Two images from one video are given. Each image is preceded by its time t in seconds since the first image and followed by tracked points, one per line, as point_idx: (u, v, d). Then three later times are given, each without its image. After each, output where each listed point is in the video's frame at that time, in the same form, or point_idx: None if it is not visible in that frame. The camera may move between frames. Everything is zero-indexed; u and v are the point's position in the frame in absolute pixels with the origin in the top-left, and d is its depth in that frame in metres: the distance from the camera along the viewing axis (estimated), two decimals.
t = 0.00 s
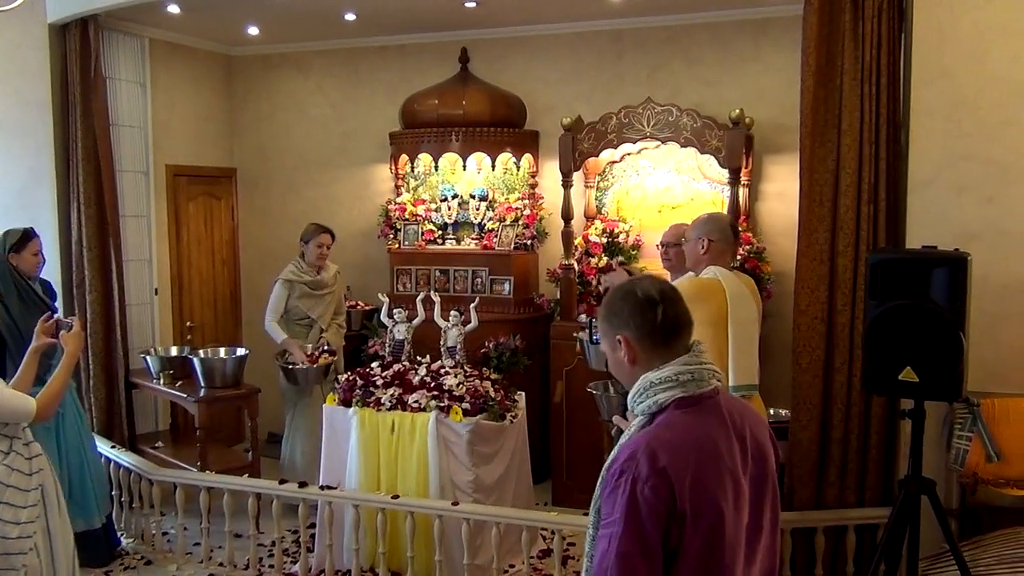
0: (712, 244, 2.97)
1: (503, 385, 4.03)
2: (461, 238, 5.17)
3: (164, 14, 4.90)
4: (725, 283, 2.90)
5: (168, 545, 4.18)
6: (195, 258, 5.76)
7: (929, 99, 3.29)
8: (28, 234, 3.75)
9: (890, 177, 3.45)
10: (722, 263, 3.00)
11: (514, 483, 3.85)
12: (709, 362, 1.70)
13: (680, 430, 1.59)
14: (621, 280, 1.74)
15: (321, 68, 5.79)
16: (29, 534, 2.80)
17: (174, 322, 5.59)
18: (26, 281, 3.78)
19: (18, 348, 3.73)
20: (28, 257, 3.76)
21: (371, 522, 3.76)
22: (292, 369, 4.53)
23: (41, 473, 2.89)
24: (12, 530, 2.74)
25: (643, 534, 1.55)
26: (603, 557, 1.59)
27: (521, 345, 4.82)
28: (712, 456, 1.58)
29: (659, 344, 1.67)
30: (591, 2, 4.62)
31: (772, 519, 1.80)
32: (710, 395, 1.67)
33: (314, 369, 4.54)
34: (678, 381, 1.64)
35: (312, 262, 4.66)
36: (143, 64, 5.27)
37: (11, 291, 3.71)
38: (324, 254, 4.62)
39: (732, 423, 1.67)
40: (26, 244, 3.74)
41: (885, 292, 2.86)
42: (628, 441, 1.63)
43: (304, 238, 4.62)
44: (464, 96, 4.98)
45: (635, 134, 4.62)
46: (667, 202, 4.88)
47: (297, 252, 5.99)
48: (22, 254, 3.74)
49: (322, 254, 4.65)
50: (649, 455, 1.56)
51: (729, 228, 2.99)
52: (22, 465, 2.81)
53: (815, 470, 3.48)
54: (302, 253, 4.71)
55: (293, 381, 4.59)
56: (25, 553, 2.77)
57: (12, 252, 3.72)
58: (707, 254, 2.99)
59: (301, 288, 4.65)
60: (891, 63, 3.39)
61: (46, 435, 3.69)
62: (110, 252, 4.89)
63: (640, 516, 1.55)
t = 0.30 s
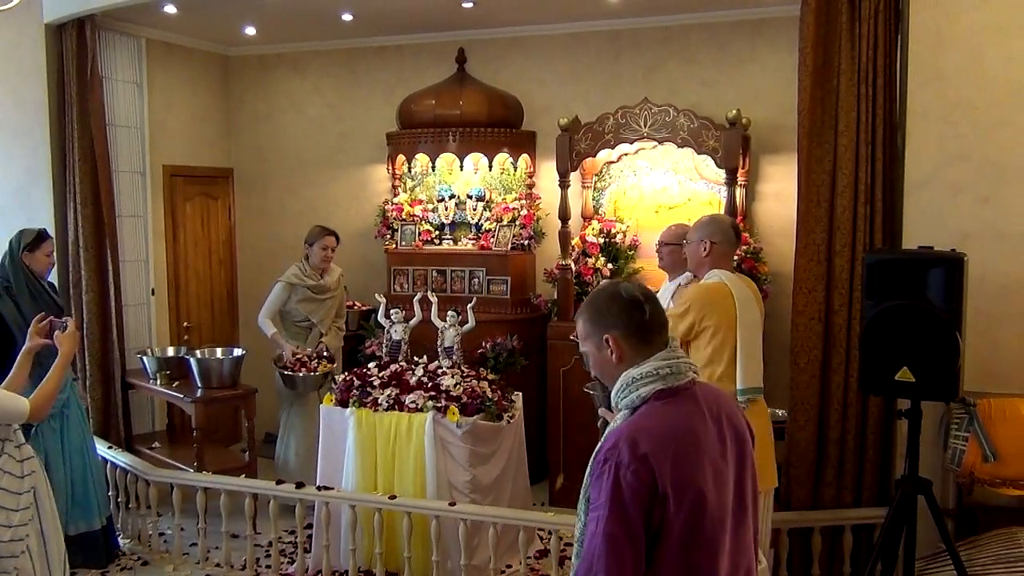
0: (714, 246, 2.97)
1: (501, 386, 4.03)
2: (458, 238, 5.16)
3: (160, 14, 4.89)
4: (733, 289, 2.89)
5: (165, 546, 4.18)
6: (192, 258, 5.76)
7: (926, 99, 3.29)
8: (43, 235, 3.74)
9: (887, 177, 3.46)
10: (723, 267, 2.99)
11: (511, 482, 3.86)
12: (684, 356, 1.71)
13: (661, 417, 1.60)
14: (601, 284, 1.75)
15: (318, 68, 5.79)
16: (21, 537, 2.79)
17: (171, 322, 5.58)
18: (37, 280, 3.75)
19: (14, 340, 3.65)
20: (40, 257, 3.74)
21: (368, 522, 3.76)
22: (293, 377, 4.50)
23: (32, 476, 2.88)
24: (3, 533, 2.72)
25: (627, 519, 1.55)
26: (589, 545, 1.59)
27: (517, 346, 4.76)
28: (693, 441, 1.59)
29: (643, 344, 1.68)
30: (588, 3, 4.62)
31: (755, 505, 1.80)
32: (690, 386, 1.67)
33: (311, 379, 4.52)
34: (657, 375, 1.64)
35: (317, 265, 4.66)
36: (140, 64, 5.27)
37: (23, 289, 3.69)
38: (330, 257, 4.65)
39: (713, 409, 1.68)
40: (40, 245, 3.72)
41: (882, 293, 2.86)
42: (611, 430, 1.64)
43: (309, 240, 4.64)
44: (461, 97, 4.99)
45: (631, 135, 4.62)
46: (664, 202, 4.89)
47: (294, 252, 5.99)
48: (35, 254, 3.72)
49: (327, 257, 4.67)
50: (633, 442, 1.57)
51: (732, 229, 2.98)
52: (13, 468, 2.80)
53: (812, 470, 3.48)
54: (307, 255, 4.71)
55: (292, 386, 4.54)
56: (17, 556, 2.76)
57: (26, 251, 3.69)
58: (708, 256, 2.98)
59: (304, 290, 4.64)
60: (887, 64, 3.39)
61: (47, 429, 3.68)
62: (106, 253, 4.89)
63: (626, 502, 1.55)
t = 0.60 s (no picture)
0: (698, 259, 2.97)
1: (498, 387, 4.03)
2: (455, 239, 5.17)
3: (157, 14, 4.89)
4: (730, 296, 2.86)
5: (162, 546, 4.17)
6: (188, 259, 5.75)
7: (922, 100, 3.30)
8: (51, 230, 3.72)
9: (884, 178, 3.46)
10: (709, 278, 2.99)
11: (508, 484, 3.85)
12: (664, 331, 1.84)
13: (651, 386, 1.72)
14: (590, 270, 1.86)
15: (315, 69, 5.78)
16: (17, 539, 2.78)
17: (168, 322, 5.58)
18: (50, 275, 3.74)
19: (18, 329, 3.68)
20: (51, 252, 3.72)
21: (365, 523, 3.75)
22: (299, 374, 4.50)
23: (29, 477, 2.87)
24: None
25: (625, 480, 1.67)
26: (590, 507, 1.70)
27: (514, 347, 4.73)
28: (680, 406, 1.72)
29: (632, 323, 1.80)
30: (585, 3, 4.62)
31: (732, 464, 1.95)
32: (671, 357, 1.80)
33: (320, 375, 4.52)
34: (643, 348, 1.76)
35: (317, 263, 4.66)
36: (137, 64, 5.26)
37: (37, 286, 3.68)
38: (329, 254, 4.64)
39: (692, 376, 1.81)
40: (49, 240, 3.71)
41: (879, 293, 2.87)
42: (604, 402, 1.75)
43: (308, 238, 4.63)
44: (458, 97, 4.98)
45: (629, 135, 4.63)
46: (661, 203, 4.89)
47: (290, 253, 5.99)
48: (46, 249, 3.70)
49: (327, 255, 4.66)
50: (626, 408, 1.69)
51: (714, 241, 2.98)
52: (9, 469, 2.79)
53: (809, 470, 3.49)
54: (307, 252, 4.69)
55: (297, 386, 4.56)
56: (13, 557, 2.75)
57: (36, 248, 3.68)
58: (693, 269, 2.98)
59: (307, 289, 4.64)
60: (884, 64, 3.39)
61: (54, 429, 3.77)
62: (103, 253, 4.88)
63: (625, 465, 1.67)
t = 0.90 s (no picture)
0: (696, 258, 2.95)
1: (496, 387, 4.03)
2: (453, 239, 5.19)
3: (155, 14, 4.89)
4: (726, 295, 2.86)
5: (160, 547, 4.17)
6: (187, 259, 5.74)
7: (921, 101, 3.30)
8: (61, 228, 3.69)
9: (882, 179, 3.46)
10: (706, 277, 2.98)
11: (506, 485, 3.84)
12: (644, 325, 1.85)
13: (636, 375, 1.72)
14: (574, 262, 1.85)
15: (314, 69, 5.78)
16: (17, 537, 2.78)
17: (166, 323, 5.57)
18: (64, 272, 3.73)
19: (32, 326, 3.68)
20: (64, 249, 3.69)
21: (363, 524, 3.74)
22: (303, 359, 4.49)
23: (27, 477, 2.87)
24: None
25: (612, 466, 1.66)
26: (576, 494, 1.67)
27: (513, 346, 4.78)
28: (664, 396, 1.73)
29: (616, 315, 1.80)
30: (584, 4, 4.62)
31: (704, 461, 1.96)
32: (651, 349, 1.82)
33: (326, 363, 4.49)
34: (627, 341, 1.77)
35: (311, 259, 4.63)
36: (135, 64, 5.25)
37: (53, 285, 3.69)
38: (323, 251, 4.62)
39: (674, 369, 1.82)
40: (60, 238, 3.68)
41: (877, 293, 2.86)
42: (592, 389, 1.74)
43: (302, 235, 4.62)
44: (457, 98, 4.98)
45: (627, 136, 4.65)
46: (659, 203, 4.89)
47: (289, 253, 5.99)
48: (59, 246, 3.68)
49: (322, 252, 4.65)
50: (616, 394, 1.69)
51: (712, 241, 2.97)
52: (8, 469, 2.79)
53: (807, 470, 3.48)
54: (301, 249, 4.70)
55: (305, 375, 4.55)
56: (12, 557, 2.76)
57: (48, 246, 3.66)
58: (690, 268, 2.96)
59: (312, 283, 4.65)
60: (883, 65, 3.40)
61: (68, 431, 3.82)
62: (101, 254, 4.87)
63: (612, 453, 1.66)
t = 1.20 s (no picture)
0: (710, 244, 2.96)
1: (495, 388, 4.02)
2: (452, 239, 5.17)
3: (154, 15, 4.89)
4: (724, 280, 2.86)
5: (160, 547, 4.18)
6: (186, 260, 5.74)
7: (920, 102, 3.30)
8: (66, 229, 3.68)
9: (881, 180, 3.46)
10: (718, 263, 2.99)
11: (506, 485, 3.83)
12: (592, 341, 1.87)
13: (583, 391, 1.75)
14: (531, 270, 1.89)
15: (313, 69, 5.78)
16: (18, 536, 2.78)
17: (165, 323, 5.57)
18: (67, 273, 3.73)
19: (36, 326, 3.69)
20: (68, 251, 3.69)
21: (363, 525, 3.74)
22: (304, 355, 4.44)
23: (27, 477, 2.87)
24: None
25: (554, 481, 1.71)
26: (519, 507, 1.72)
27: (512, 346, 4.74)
28: (610, 412, 1.77)
29: (560, 328, 1.83)
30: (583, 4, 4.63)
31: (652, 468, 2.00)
32: (602, 363, 1.84)
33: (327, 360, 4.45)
34: (574, 356, 1.80)
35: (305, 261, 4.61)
36: (133, 64, 5.25)
37: (57, 286, 3.69)
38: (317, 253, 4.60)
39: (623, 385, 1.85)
40: (65, 240, 3.68)
41: (875, 294, 2.86)
42: (538, 404, 1.77)
43: (296, 236, 4.60)
44: (456, 98, 4.98)
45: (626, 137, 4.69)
46: (658, 204, 4.88)
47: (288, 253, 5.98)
48: (63, 247, 3.68)
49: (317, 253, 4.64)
50: (559, 412, 1.72)
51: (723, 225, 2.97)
52: (8, 469, 2.79)
53: (806, 471, 3.49)
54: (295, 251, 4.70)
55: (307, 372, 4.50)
56: (13, 556, 2.75)
57: (53, 248, 3.66)
58: (703, 253, 2.97)
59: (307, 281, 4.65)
60: (882, 66, 3.40)
61: (71, 430, 3.81)
62: (100, 254, 4.87)
63: (556, 468, 1.71)
